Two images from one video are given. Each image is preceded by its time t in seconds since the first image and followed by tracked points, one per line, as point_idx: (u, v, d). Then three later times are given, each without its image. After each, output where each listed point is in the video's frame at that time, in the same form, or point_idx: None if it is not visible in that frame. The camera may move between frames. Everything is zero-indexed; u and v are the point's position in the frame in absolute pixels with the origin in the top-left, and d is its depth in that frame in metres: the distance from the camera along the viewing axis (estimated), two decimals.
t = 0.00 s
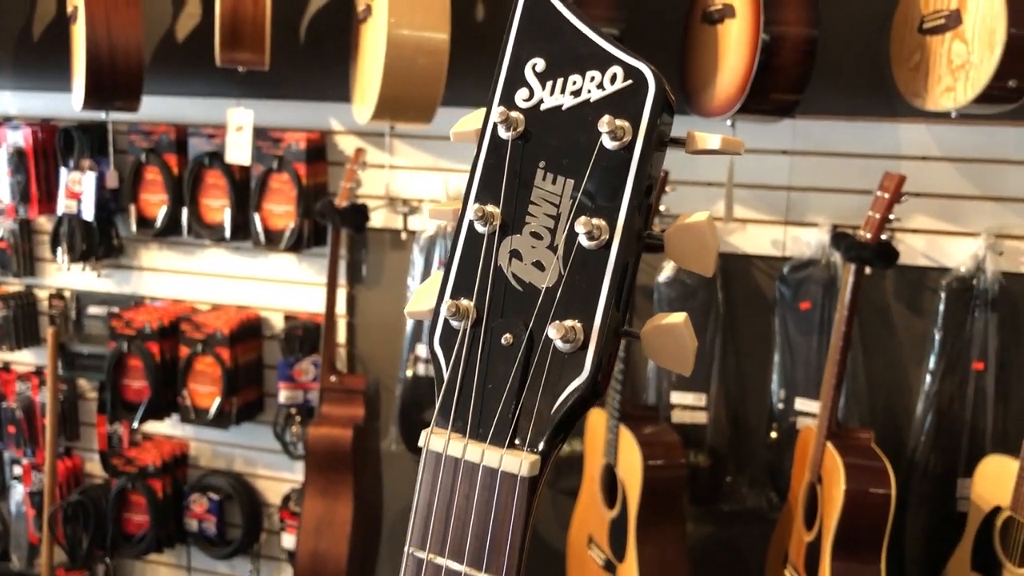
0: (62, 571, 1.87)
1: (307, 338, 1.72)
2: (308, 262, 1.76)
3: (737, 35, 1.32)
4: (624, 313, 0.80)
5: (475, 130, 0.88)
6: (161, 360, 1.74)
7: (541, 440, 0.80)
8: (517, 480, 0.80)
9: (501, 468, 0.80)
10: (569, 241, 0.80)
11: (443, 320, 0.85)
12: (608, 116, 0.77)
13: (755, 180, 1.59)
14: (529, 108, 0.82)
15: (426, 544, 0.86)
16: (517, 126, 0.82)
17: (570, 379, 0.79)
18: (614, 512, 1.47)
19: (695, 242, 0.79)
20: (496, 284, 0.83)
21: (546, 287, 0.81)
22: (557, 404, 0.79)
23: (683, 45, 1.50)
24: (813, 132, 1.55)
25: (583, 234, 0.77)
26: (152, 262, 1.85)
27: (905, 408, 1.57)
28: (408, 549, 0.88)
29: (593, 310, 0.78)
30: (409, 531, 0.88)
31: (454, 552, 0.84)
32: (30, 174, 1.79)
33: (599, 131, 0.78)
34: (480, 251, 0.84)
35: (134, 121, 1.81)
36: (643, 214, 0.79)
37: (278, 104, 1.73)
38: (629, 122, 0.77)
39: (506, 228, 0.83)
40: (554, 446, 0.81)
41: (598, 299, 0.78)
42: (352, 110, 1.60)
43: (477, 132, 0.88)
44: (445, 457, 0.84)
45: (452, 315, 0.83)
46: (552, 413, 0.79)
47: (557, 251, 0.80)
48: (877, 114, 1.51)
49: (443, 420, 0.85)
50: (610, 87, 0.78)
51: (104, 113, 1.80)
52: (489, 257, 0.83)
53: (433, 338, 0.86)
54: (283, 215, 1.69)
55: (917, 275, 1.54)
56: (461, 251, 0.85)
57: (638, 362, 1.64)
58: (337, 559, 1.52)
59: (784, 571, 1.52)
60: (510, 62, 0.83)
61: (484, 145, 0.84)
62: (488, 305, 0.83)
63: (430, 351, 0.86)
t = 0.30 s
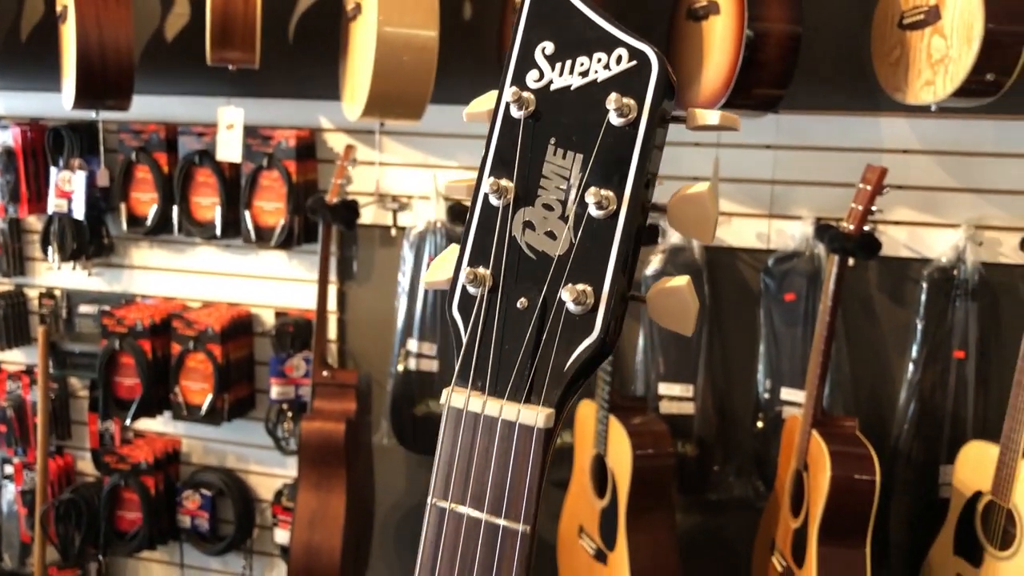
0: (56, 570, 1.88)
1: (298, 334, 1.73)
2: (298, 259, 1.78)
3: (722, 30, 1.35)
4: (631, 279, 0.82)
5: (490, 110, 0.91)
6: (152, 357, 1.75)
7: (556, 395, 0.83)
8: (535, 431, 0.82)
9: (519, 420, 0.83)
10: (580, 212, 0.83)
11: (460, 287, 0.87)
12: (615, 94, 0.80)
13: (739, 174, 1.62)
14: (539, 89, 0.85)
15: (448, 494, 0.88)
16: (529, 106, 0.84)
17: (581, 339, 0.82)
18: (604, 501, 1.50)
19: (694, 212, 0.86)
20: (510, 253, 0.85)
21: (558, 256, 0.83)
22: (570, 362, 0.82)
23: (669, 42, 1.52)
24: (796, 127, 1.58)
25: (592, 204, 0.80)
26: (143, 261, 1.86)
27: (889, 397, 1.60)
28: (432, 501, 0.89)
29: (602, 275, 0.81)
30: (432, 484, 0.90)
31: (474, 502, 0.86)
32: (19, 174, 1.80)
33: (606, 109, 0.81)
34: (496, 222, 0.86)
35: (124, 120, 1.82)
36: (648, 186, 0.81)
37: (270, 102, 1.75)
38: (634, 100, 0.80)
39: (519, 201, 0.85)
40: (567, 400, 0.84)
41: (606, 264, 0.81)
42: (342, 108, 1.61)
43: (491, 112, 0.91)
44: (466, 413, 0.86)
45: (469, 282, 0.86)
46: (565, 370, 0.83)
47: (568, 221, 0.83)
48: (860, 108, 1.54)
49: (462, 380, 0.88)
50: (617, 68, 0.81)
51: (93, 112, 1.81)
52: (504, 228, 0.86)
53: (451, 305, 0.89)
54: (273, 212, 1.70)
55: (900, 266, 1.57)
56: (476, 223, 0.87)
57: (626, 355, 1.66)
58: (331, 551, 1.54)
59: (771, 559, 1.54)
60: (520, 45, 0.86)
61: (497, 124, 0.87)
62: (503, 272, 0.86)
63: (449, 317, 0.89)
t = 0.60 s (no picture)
0: (47, 570, 1.86)
1: (288, 331, 1.75)
2: (288, 257, 1.79)
3: (707, 25, 1.35)
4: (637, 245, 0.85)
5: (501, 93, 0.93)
6: (143, 355, 1.76)
7: (569, 352, 0.86)
8: (550, 386, 0.85)
9: (535, 377, 0.86)
10: (588, 184, 0.85)
11: (476, 258, 0.90)
12: (619, 75, 0.83)
13: (723, 167, 1.64)
14: (547, 72, 0.88)
15: (469, 448, 0.92)
16: (538, 88, 0.87)
17: (591, 301, 0.85)
18: (595, 490, 1.52)
19: (697, 184, 0.89)
20: (522, 224, 0.88)
21: (568, 226, 0.86)
22: (582, 323, 0.85)
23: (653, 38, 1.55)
24: (778, 120, 1.61)
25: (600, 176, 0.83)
26: (132, 260, 1.86)
27: (872, 385, 1.63)
28: (453, 455, 0.93)
29: (610, 241, 0.84)
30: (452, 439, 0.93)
31: (493, 456, 0.90)
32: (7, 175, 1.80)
33: (611, 89, 0.84)
34: (509, 196, 0.89)
35: (111, 120, 1.82)
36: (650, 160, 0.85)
37: (256, 101, 1.75)
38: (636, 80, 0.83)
39: (531, 176, 0.88)
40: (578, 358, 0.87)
41: (615, 231, 0.84)
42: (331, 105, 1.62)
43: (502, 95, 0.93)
44: (485, 372, 0.89)
45: (485, 253, 0.88)
46: (577, 331, 0.85)
47: (577, 193, 0.86)
48: (840, 102, 1.57)
49: (480, 342, 0.91)
50: (621, 51, 0.84)
51: (81, 112, 1.82)
52: (516, 202, 0.89)
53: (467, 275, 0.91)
54: (262, 210, 1.71)
55: (881, 255, 1.60)
56: (489, 198, 0.90)
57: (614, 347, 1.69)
58: (325, 545, 1.55)
59: (759, 545, 1.57)
60: (529, 29, 0.89)
61: (507, 105, 0.89)
62: (517, 242, 0.88)
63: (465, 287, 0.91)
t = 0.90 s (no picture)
0: (39, 567, 1.87)
1: (278, 326, 1.75)
2: (276, 253, 1.80)
3: (687, 21, 1.36)
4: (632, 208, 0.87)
5: (502, 73, 0.96)
6: (134, 352, 1.77)
7: (571, 308, 0.87)
8: (553, 339, 0.87)
9: (539, 329, 0.88)
10: (586, 155, 0.87)
11: (482, 225, 0.91)
12: (612, 54, 0.85)
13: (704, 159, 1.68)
14: (546, 53, 0.89)
15: (479, 395, 0.94)
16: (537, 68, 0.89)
17: (589, 262, 0.86)
18: (583, 477, 1.56)
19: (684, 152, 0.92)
20: (524, 193, 0.89)
21: (567, 194, 0.87)
22: (582, 281, 0.86)
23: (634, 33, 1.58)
24: (757, 113, 1.65)
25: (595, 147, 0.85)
26: (122, 258, 1.87)
27: (851, 370, 1.67)
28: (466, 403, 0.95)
29: (606, 204, 0.86)
30: (464, 389, 0.95)
31: (501, 402, 0.92)
32: None
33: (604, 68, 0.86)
34: (512, 168, 0.90)
35: (99, 119, 1.83)
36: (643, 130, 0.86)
37: (243, 99, 1.77)
38: (627, 59, 0.85)
39: (532, 147, 0.90)
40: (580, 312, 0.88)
41: (610, 194, 0.86)
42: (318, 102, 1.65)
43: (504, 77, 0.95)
44: (494, 328, 0.91)
45: (491, 219, 0.90)
46: (579, 288, 0.86)
47: (575, 163, 0.87)
48: (816, 94, 1.61)
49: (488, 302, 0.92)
50: (613, 33, 0.86)
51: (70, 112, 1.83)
52: (519, 172, 0.90)
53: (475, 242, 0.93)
54: (251, 206, 1.74)
55: (858, 243, 1.64)
56: (493, 171, 0.91)
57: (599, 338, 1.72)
58: (318, 534, 1.58)
59: (744, 527, 1.61)
60: (529, 12, 0.91)
61: (508, 86, 0.91)
62: (520, 209, 0.90)
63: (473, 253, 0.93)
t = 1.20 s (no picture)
0: (32, 559, 1.88)
1: (269, 315, 1.76)
2: (266, 242, 1.81)
3: None
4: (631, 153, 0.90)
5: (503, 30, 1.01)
6: (125, 342, 1.78)
7: (575, 246, 0.91)
8: (559, 275, 0.91)
9: (544, 268, 0.92)
10: (587, 102, 0.90)
11: (490, 171, 0.95)
12: (612, 5, 0.89)
13: (690, 145, 1.70)
14: (548, 7, 0.93)
15: (489, 330, 0.97)
16: (541, 22, 0.92)
17: (591, 202, 0.90)
18: (574, 459, 1.59)
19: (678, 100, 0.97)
20: (530, 140, 0.93)
21: (570, 140, 0.91)
22: (585, 220, 0.90)
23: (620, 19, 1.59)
24: (742, 98, 1.67)
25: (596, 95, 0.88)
26: (111, 249, 1.88)
27: (836, 352, 1.70)
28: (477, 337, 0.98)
29: (607, 149, 0.89)
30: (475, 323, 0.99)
31: (511, 335, 0.95)
32: None
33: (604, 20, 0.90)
34: (518, 118, 0.94)
35: (87, 110, 1.83)
36: (642, 79, 0.90)
37: (232, 89, 1.77)
38: (625, 10, 0.89)
39: (536, 97, 0.93)
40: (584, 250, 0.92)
41: (610, 139, 0.89)
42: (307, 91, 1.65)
43: (507, 31, 0.99)
44: (502, 267, 0.95)
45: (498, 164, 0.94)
46: (582, 228, 0.90)
47: (578, 110, 0.91)
48: (800, 79, 1.63)
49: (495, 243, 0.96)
50: None
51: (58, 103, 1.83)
52: (524, 120, 0.94)
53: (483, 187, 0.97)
54: (240, 195, 1.74)
55: (843, 226, 1.66)
56: (500, 120, 0.95)
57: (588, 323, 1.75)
58: (312, 520, 1.59)
59: (732, 506, 1.63)
60: None
61: (513, 40, 0.95)
62: (526, 155, 0.94)
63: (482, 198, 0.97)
